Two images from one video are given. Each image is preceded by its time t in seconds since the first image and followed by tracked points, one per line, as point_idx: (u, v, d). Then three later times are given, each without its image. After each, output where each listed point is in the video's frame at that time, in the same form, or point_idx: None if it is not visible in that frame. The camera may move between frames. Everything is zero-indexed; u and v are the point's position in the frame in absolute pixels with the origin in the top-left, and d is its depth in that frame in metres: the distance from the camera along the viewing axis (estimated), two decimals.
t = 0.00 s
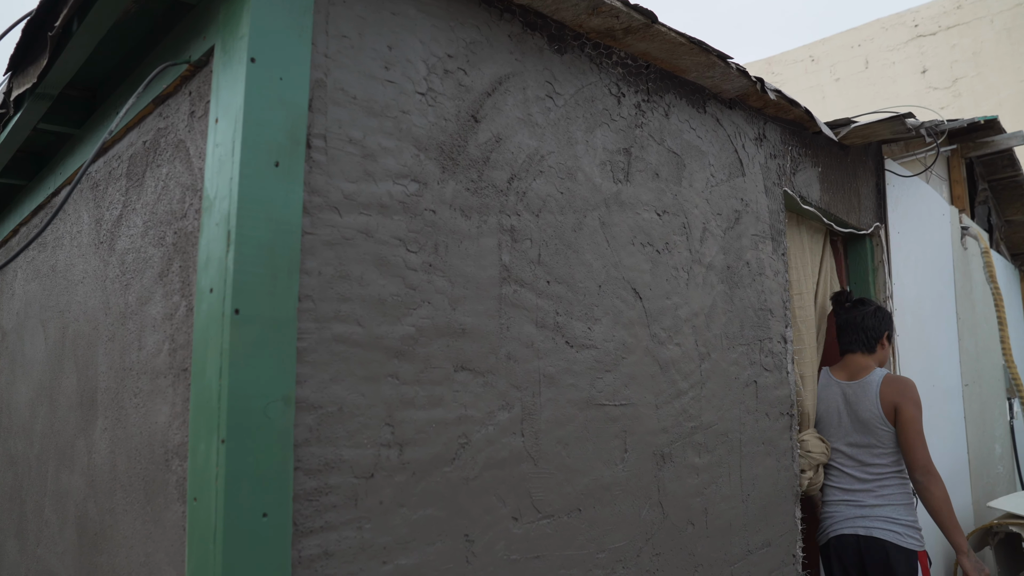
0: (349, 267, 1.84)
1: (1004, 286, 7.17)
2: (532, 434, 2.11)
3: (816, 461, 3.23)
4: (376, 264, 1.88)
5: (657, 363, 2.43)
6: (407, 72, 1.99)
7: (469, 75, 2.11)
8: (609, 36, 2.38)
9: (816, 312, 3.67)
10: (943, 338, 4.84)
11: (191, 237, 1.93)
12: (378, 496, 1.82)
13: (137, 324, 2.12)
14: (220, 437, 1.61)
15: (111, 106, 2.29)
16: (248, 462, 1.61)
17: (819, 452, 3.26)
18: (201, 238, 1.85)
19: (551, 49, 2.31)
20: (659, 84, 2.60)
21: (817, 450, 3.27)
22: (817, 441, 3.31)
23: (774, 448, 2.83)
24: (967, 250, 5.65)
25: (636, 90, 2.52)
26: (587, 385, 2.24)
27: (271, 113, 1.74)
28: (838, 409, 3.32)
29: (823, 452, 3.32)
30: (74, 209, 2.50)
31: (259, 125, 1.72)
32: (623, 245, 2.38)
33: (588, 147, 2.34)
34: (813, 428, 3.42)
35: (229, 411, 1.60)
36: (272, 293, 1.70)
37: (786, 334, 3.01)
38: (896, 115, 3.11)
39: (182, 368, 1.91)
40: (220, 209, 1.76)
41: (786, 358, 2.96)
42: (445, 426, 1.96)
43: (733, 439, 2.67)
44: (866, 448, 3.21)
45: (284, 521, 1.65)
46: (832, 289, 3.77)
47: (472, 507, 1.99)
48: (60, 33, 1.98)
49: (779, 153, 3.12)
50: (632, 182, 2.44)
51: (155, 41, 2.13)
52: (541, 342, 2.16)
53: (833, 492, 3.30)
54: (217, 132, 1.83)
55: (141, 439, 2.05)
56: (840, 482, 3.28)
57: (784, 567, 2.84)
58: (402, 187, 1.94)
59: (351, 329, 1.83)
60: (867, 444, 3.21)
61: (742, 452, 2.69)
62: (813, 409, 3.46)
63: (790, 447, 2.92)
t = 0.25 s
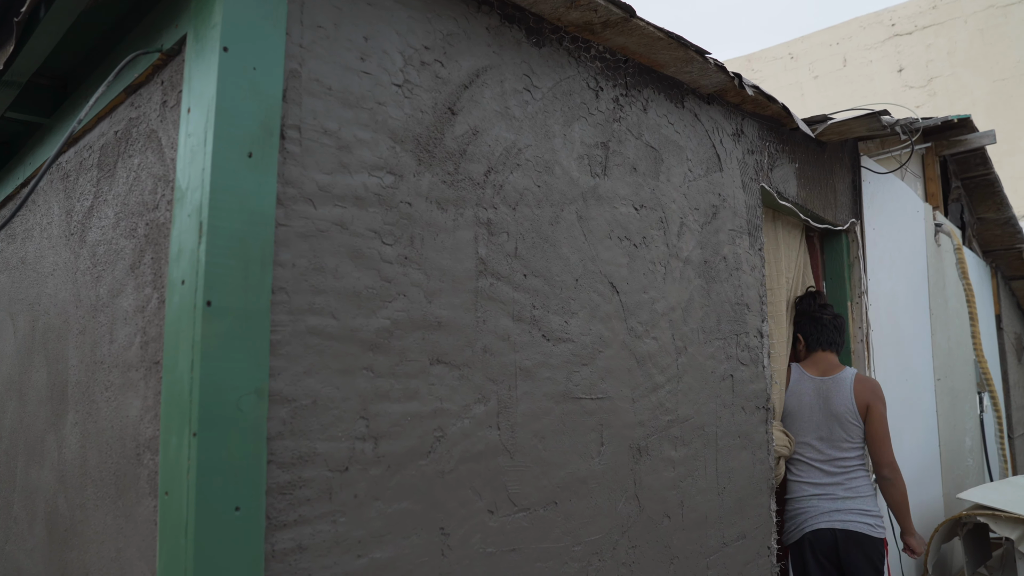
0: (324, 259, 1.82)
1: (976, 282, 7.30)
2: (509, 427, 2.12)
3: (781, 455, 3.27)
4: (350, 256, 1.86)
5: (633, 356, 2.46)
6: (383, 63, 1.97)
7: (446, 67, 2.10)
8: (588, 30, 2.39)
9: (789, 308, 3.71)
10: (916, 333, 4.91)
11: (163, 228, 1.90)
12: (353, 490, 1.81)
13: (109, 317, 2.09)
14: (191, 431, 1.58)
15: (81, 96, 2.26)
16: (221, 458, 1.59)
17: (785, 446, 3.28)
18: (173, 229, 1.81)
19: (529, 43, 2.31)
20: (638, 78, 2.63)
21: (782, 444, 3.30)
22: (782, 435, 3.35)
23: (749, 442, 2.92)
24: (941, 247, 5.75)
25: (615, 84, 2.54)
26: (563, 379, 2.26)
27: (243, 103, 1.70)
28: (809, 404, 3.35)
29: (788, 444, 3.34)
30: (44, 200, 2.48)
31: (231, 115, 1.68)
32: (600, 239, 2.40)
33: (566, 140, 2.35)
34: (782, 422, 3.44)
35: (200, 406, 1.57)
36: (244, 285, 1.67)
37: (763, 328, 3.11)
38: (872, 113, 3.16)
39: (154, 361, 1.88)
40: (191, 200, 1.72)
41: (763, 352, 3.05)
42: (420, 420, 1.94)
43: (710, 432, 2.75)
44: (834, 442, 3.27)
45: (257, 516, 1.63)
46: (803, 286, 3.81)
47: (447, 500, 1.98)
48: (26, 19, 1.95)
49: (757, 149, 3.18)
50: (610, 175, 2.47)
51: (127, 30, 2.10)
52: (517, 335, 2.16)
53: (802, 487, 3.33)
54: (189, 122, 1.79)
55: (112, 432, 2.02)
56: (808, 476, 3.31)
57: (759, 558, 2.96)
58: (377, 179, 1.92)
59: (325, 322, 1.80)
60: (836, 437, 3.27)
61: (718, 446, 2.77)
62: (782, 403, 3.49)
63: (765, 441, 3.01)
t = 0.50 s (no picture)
0: (300, 250, 1.80)
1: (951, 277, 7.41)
2: (487, 419, 2.12)
3: (773, 442, 3.26)
4: (327, 247, 1.84)
5: (612, 349, 2.50)
6: (361, 52, 1.95)
7: (425, 57, 2.08)
8: (569, 22, 2.40)
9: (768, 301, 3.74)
10: (893, 328, 4.97)
11: (137, 217, 1.87)
12: (330, 481, 1.79)
13: (82, 307, 2.06)
14: (166, 422, 1.55)
15: (55, 81, 2.25)
16: (196, 448, 1.55)
17: (774, 433, 3.30)
18: (147, 218, 1.77)
19: (510, 34, 2.31)
20: (618, 71, 2.66)
21: (772, 432, 3.30)
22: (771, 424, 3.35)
23: (727, 434, 3.01)
24: (917, 242, 5.83)
25: (595, 77, 2.57)
26: (542, 371, 2.27)
27: (220, 90, 1.67)
28: (792, 393, 3.40)
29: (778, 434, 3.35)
30: (17, 189, 2.46)
31: (207, 102, 1.65)
32: (579, 231, 2.43)
33: (546, 132, 2.37)
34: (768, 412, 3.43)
35: (175, 397, 1.54)
36: (220, 275, 1.64)
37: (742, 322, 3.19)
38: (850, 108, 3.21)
39: (128, 352, 1.85)
40: (166, 188, 1.68)
41: (742, 345, 3.12)
42: (398, 411, 1.93)
43: (688, 425, 2.81)
44: (814, 430, 3.38)
45: (233, 507, 1.60)
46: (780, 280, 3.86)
47: (425, 492, 1.97)
48: None
49: (737, 143, 3.25)
50: (590, 168, 2.49)
51: (99, 15, 2.07)
52: (496, 327, 2.17)
53: (785, 476, 3.35)
54: (164, 109, 1.75)
55: (86, 424, 1.99)
56: (790, 465, 3.35)
57: (736, 549, 3.04)
58: (355, 169, 1.90)
59: (302, 313, 1.78)
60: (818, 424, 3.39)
61: (696, 439, 2.84)
62: (768, 395, 3.48)
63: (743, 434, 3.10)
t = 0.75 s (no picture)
0: (282, 239, 1.78)
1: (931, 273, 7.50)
2: (470, 410, 2.13)
3: (781, 435, 3.38)
4: (310, 237, 1.83)
5: (595, 341, 2.52)
6: (345, 41, 1.93)
7: (409, 47, 2.07)
8: (553, 13, 2.41)
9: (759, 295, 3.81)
10: (874, 322, 5.02)
11: (116, 206, 1.85)
12: (312, 472, 1.78)
13: (61, 297, 2.04)
14: (145, 413, 1.52)
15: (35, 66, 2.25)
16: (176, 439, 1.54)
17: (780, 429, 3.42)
18: (126, 207, 1.74)
19: (495, 24, 2.31)
20: (603, 63, 2.68)
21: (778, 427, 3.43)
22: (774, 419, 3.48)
23: (709, 427, 3.05)
24: (899, 237, 5.89)
25: (580, 69, 2.58)
26: (525, 362, 2.28)
27: (201, 77, 1.65)
28: (786, 386, 3.59)
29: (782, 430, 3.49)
30: None
31: (188, 89, 1.62)
32: (562, 223, 2.45)
33: (530, 124, 2.38)
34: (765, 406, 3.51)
35: (154, 388, 1.52)
36: (201, 264, 1.62)
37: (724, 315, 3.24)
38: (833, 103, 3.25)
39: (107, 342, 1.83)
40: (145, 177, 1.65)
41: (724, 339, 3.20)
42: (381, 402, 1.93)
43: (670, 418, 2.84)
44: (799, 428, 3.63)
45: (214, 498, 1.58)
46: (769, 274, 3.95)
47: (408, 483, 1.97)
48: None
49: (721, 137, 3.28)
50: (574, 160, 2.51)
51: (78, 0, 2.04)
52: (479, 319, 2.17)
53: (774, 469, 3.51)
54: (143, 96, 1.72)
55: (64, 415, 1.97)
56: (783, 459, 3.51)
57: (718, 540, 3.08)
58: (338, 159, 1.89)
59: (284, 303, 1.77)
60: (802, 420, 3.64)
61: (678, 431, 2.87)
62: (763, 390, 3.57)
63: (724, 426, 3.15)
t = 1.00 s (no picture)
0: (267, 230, 1.77)
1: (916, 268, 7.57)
2: (456, 403, 2.13)
3: (768, 429, 3.43)
4: (295, 227, 1.82)
5: (581, 334, 2.53)
6: (331, 31, 1.91)
7: (397, 37, 2.06)
8: (541, 5, 2.41)
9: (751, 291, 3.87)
10: (858, 317, 5.06)
11: (99, 195, 1.83)
12: (296, 464, 1.77)
13: (42, 287, 2.02)
14: (128, 405, 1.51)
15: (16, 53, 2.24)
16: (160, 430, 1.52)
17: (766, 421, 3.47)
18: (108, 197, 1.71)
19: (482, 16, 2.31)
20: (591, 57, 2.69)
21: (766, 420, 3.47)
22: (763, 411, 3.52)
23: (694, 420, 3.07)
24: (884, 233, 5.94)
25: (568, 62, 2.59)
26: (511, 355, 2.29)
27: (185, 66, 1.63)
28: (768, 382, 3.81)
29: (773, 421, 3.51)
30: None
31: (172, 78, 1.60)
32: (549, 216, 2.45)
33: (517, 116, 2.38)
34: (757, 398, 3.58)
35: (138, 379, 1.50)
36: (185, 254, 1.60)
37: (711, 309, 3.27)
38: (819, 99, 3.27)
39: (89, 333, 1.81)
40: (128, 166, 1.63)
41: (710, 332, 3.22)
42: (366, 394, 1.92)
43: (656, 411, 2.86)
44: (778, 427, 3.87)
45: (197, 489, 1.57)
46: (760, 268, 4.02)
47: (393, 476, 1.97)
48: None
49: (709, 131, 3.29)
50: (561, 153, 2.51)
51: None
52: (465, 311, 2.17)
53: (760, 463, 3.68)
54: (126, 84, 1.69)
55: (46, 406, 1.95)
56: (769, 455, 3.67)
57: (702, 533, 3.11)
58: (324, 149, 1.88)
59: (269, 294, 1.76)
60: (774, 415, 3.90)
61: (663, 425, 2.88)
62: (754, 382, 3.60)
63: (709, 419, 3.17)
